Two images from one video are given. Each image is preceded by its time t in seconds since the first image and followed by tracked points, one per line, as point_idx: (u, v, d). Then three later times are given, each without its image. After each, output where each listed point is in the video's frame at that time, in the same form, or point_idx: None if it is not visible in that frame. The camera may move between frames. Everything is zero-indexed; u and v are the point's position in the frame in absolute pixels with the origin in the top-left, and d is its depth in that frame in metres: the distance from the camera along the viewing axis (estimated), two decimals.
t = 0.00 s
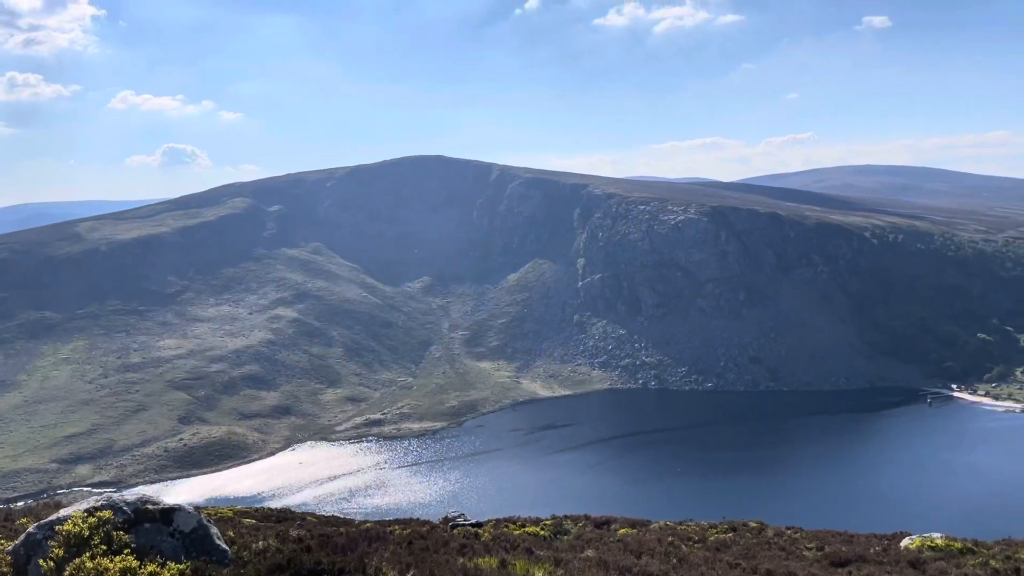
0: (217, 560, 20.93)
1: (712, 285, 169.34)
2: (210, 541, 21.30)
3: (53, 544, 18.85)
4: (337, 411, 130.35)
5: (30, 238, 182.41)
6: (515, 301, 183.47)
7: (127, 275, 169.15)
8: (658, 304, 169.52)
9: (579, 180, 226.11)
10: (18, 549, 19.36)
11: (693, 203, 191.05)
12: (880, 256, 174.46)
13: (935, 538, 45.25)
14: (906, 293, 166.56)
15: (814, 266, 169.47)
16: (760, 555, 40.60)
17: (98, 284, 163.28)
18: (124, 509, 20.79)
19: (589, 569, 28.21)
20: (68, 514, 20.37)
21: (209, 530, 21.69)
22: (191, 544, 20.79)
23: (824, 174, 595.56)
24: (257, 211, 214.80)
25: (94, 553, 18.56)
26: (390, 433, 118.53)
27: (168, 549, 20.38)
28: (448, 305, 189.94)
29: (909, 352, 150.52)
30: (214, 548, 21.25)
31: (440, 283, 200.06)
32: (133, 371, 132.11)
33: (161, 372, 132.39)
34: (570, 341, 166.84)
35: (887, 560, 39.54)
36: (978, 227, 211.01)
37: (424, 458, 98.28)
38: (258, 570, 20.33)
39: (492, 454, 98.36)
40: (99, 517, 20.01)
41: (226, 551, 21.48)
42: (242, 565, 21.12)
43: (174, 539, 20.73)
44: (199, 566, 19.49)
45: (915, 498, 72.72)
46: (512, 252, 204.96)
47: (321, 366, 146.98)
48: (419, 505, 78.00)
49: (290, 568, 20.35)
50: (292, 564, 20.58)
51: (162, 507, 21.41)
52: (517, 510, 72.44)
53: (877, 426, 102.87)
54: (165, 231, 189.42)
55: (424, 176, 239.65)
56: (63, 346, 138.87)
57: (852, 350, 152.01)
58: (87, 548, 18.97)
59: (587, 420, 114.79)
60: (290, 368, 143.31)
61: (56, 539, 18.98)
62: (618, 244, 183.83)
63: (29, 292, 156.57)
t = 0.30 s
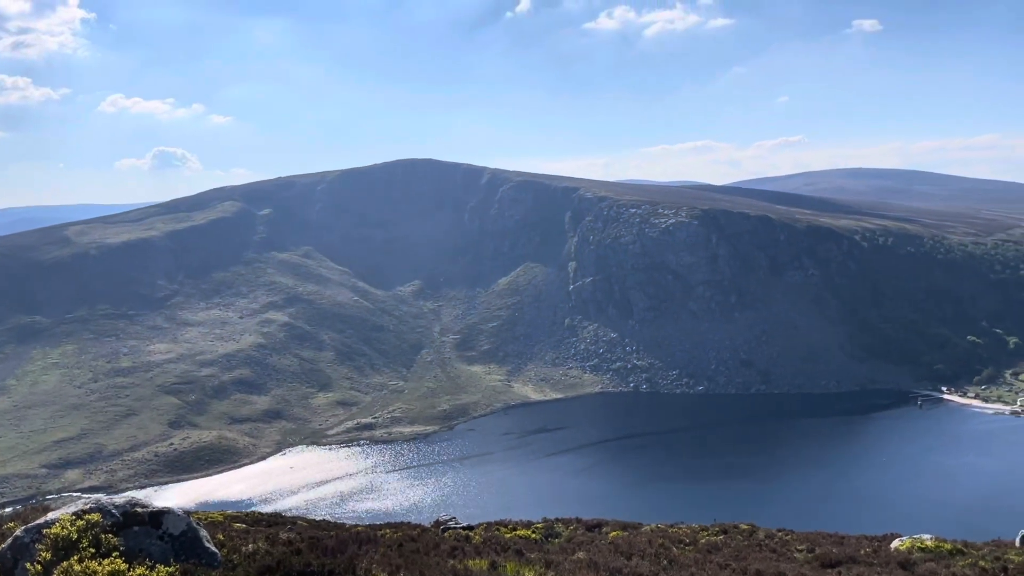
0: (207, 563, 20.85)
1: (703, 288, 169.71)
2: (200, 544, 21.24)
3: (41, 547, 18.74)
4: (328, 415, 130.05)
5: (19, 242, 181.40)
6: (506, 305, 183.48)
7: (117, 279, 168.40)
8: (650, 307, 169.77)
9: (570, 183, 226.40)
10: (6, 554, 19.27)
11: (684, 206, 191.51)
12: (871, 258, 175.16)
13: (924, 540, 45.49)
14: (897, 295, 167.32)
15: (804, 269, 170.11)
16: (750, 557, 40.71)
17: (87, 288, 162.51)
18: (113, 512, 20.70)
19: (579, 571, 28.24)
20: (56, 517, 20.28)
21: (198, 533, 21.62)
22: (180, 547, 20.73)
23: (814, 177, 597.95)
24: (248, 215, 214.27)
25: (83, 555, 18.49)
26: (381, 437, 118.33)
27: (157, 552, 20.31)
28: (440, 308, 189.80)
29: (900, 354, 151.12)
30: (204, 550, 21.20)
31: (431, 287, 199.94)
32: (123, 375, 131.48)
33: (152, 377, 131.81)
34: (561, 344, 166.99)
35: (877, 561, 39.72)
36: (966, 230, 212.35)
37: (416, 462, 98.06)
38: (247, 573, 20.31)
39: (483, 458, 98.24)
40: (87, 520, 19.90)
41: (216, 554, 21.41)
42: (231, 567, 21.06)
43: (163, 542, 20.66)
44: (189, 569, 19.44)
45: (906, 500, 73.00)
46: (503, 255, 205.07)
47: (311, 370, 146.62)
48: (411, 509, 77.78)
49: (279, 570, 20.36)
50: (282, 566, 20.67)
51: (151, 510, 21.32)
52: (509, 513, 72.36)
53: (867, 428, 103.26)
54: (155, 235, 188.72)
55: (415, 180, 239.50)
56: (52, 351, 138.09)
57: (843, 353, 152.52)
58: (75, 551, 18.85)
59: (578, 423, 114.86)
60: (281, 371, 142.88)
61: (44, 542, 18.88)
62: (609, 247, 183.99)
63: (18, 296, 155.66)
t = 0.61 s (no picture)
0: (196, 567, 20.80)
1: (693, 291, 170.05)
2: (189, 548, 21.20)
3: (28, 551, 18.69)
4: (319, 418, 129.65)
5: (8, 245, 180.43)
6: (497, 308, 183.50)
7: (107, 282, 167.65)
8: (641, 310, 170.01)
9: (561, 187, 226.50)
10: None
11: (674, 209, 191.89)
12: (860, 261, 175.85)
13: (914, 541, 45.81)
14: (887, 298, 168.03)
15: (794, 272, 170.65)
16: (741, 559, 40.81)
17: (76, 292, 161.72)
18: (101, 516, 20.65)
19: (569, 574, 28.31)
20: (43, 520, 20.23)
21: (187, 537, 21.51)
22: (169, 550, 20.69)
23: (805, 180, 600.56)
24: (238, 219, 213.76)
25: (70, 559, 18.44)
26: (371, 441, 118.06)
27: (146, 555, 20.22)
28: (431, 311, 189.64)
29: (890, 357, 151.70)
30: (193, 554, 21.17)
31: (422, 290, 199.71)
32: (112, 379, 130.87)
33: (141, 380, 131.25)
34: (552, 347, 167.13)
35: (866, 563, 39.93)
36: (955, 233, 213.57)
37: (408, 466, 97.86)
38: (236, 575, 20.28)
39: (475, 461, 98.11)
40: (74, 523, 19.84)
41: (205, 557, 21.34)
42: (220, 571, 21.00)
43: (152, 545, 20.58)
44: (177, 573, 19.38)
45: (896, 501, 73.30)
46: (494, 259, 205.06)
47: (302, 373, 146.20)
48: (403, 512, 77.60)
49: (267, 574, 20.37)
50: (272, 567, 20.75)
51: (140, 513, 21.21)
52: (501, 516, 72.44)
53: (856, 431, 103.64)
54: (145, 238, 187.98)
55: (406, 183, 239.23)
56: (40, 355, 137.36)
57: (834, 355, 153.04)
58: (61, 554, 18.79)
59: (569, 426, 114.89)
60: (272, 375, 142.43)
61: (30, 546, 18.80)
62: (601, 251, 184.03)
63: (7, 300, 154.82)
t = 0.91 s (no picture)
0: (183, 571, 20.65)
1: (683, 294, 170.44)
2: (176, 551, 21.00)
3: (13, 556, 18.57)
4: (309, 422, 129.29)
5: None
6: (487, 311, 183.41)
7: (95, 286, 166.65)
8: (631, 312, 170.17)
9: (551, 189, 226.68)
10: None
11: (664, 212, 192.24)
12: (849, 264, 176.61)
13: (902, 542, 46.10)
14: (876, 300, 169.01)
15: (783, 275, 171.26)
16: (730, 560, 40.98)
17: (64, 296, 160.69)
18: (87, 520, 20.52)
19: None
20: (29, 525, 20.11)
21: (175, 540, 21.39)
22: (156, 555, 20.55)
23: (795, 183, 603.39)
24: (227, 222, 213.06)
25: (56, 564, 18.35)
26: (362, 444, 117.82)
27: (133, 560, 20.14)
28: (422, 314, 189.39)
29: (879, 359, 152.56)
30: (180, 558, 20.97)
31: (413, 293, 199.51)
32: (101, 383, 130.07)
33: (130, 384, 130.49)
34: (543, 350, 167.28)
35: (855, 564, 40.13)
36: (942, 235, 215.10)
37: (398, 470, 97.58)
38: None
39: (465, 464, 97.90)
40: (60, 528, 19.73)
41: (192, 561, 21.19)
42: None
43: (139, 549, 20.45)
44: None
45: (886, 503, 73.60)
46: (485, 262, 205.03)
47: (292, 377, 145.73)
48: (394, 516, 77.38)
49: None
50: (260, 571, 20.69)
51: (126, 517, 21.10)
52: (492, 520, 72.40)
53: (844, 432, 103.98)
54: (134, 241, 186.99)
55: (396, 186, 238.91)
56: (28, 359, 136.37)
57: (823, 357, 153.76)
58: (48, 559, 18.74)
59: (559, 429, 114.92)
60: (262, 379, 141.87)
61: (16, 551, 18.71)
62: (591, 253, 184.19)
63: None
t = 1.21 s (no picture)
0: None
1: (670, 297, 170.82)
2: (160, 558, 20.96)
3: None
4: (295, 426, 128.73)
5: None
6: (475, 314, 183.25)
7: (79, 289, 165.29)
8: (619, 316, 170.43)
9: (539, 193, 226.82)
10: None
11: (651, 215, 192.72)
12: (834, 267, 177.66)
13: (886, 543, 46.48)
14: (861, 303, 170.21)
15: (770, 278, 172.05)
16: (716, 563, 41.21)
17: (48, 299, 159.24)
18: (70, 525, 20.36)
19: None
20: (10, 529, 19.92)
21: (159, 546, 21.39)
22: (140, 561, 20.48)
23: (783, 187, 607.42)
24: (213, 224, 211.92)
25: (38, 569, 18.19)
26: (349, 448, 117.35)
27: (116, 566, 20.03)
28: (409, 318, 189.09)
29: (864, 362, 153.53)
30: (164, 564, 20.94)
31: (401, 296, 199.11)
32: (85, 387, 128.98)
33: (115, 388, 129.49)
34: (531, 353, 167.29)
35: (841, 565, 40.39)
36: (927, 239, 216.90)
37: (385, 473, 97.24)
38: None
39: (453, 468, 97.69)
40: (43, 533, 19.54)
41: (176, 567, 21.16)
42: None
43: (122, 555, 20.35)
44: None
45: (872, 505, 74.09)
46: (473, 265, 204.85)
47: (278, 380, 145.01)
48: (382, 520, 77.19)
49: None
50: None
51: (110, 523, 20.96)
52: (480, 523, 72.42)
53: (829, 435, 104.40)
54: (119, 244, 185.60)
55: (384, 189, 238.32)
56: (10, 363, 135.04)
57: (809, 360, 154.64)
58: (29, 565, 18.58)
59: (547, 432, 114.90)
60: (248, 382, 141.06)
61: None
62: (578, 257, 184.42)
63: None
